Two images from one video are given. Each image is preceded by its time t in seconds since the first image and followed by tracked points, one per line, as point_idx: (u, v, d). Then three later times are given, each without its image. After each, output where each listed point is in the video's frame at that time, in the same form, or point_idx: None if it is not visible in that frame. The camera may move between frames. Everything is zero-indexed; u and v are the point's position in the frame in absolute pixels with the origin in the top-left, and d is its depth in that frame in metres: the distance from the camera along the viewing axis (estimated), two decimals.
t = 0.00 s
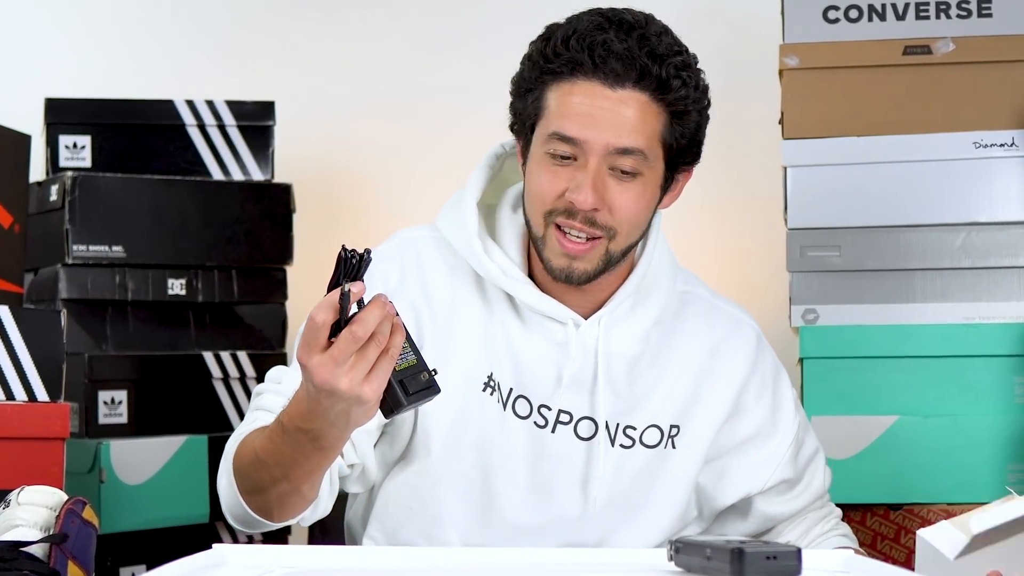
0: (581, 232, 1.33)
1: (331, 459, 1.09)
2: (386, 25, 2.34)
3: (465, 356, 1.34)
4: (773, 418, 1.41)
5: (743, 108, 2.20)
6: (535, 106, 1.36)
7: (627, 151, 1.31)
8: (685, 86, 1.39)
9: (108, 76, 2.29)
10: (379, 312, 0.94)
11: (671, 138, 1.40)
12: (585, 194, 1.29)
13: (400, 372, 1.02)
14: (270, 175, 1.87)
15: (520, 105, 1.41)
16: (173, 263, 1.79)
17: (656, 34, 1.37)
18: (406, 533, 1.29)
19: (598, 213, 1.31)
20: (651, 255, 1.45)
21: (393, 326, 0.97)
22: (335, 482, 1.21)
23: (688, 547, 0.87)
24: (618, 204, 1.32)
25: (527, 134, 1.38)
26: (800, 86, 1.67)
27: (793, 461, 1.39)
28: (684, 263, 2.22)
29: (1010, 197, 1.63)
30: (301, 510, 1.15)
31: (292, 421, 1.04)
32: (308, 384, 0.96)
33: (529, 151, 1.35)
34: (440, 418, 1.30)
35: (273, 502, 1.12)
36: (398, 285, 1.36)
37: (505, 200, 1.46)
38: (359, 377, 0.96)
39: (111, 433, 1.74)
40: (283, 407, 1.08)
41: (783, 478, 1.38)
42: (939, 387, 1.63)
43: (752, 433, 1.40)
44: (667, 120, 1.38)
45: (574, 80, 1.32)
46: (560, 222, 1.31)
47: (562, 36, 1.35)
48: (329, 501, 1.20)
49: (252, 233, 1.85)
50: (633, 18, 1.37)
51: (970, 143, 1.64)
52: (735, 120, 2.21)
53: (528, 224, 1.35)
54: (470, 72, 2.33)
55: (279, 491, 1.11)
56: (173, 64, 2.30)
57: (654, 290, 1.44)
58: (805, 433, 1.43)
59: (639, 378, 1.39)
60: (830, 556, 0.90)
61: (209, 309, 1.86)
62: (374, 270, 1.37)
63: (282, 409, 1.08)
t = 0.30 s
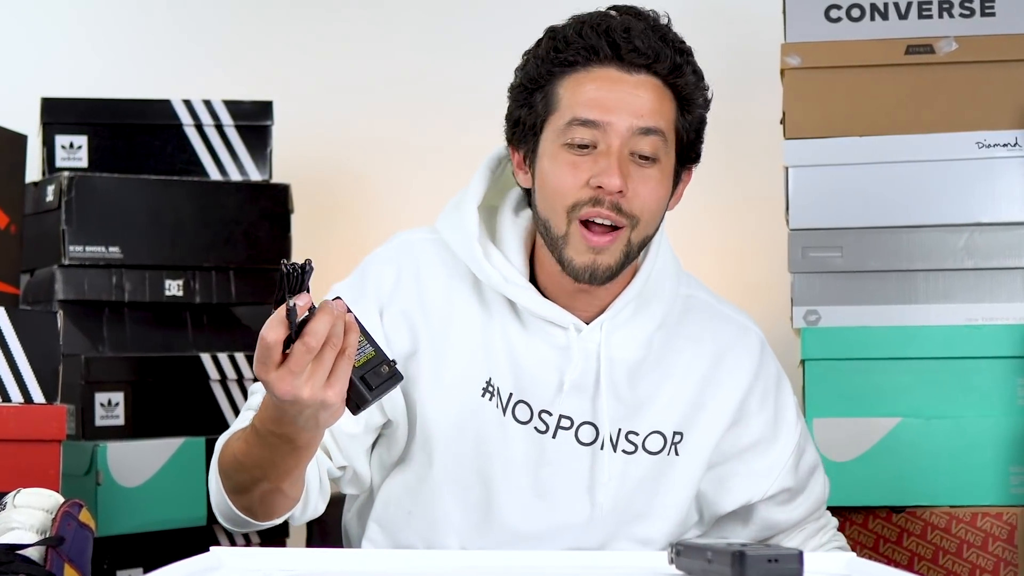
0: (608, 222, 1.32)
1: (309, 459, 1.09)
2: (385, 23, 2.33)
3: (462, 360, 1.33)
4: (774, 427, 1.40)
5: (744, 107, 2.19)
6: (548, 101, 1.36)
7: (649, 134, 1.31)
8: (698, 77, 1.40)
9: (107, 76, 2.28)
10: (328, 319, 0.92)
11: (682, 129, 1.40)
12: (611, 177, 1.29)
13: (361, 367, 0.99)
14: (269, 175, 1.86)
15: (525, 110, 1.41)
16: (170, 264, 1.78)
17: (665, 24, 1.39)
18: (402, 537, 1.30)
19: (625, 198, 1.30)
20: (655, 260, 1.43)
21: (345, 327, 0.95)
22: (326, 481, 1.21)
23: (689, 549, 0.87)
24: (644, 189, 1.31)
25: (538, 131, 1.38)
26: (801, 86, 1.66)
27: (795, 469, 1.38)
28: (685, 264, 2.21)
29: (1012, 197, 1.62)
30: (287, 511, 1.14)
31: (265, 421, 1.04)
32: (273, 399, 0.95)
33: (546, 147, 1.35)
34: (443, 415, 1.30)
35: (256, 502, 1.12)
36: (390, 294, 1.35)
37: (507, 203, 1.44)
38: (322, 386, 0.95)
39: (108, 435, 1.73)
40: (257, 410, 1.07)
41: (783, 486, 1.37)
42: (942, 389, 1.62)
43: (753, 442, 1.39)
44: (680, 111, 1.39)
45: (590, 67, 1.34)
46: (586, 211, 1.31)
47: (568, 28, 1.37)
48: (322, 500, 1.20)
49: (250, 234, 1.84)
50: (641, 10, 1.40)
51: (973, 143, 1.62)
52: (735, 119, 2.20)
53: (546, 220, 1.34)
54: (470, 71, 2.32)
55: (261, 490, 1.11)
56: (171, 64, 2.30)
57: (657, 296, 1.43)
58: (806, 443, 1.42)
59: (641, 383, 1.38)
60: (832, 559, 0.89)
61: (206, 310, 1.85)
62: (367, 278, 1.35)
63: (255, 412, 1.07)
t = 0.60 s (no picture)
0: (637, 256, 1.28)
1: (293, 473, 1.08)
2: (383, 23, 2.32)
3: (449, 365, 1.32)
4: (766, 422, 1.39)
5: (744, 107, 2.19)
6: (582, 124, 1.28)
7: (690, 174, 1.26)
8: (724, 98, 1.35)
9: (104, 75, 2.27)
10: (301, 344, 0.90)
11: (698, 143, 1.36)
12: (654, 223, 1.24)
13: (340, 386, 1.01)
14: (266, 176, 1.84)
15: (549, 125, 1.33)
16: (168, 265, 1.77)
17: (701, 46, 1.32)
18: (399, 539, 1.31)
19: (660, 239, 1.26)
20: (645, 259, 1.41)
21: (320, 349, 0.93)
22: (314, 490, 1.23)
23: (689, 552, 0.86)
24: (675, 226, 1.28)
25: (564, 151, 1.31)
26: (802, 86, 1.64)
27: (789, 464, 1.38)
28: (686, 265, 2.20)
29: (1014, 197, 1.61)
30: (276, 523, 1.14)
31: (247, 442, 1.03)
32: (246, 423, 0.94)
33: (577, 174, 1.29)
34: (438, 419, 1.29)
35: (241, 515, 1.12)
36: (373, 304, 1.34)
37: (493, 203, 1.44)
38: (298, 409, 0.94)
39: (105, 438, 1.72)
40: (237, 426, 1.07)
41: (774, 483, 1.36)
42: (945, 392, 1.60)
43: (746, 438, 1.38)
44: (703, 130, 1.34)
45: (638, 102, 1.25)
46: (618, 247, 1.27)
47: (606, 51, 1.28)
48: (313, 509, 1.22)
49: (247, 235, 1.82)
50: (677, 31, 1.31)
51: (975, 143, 1.61)
52: (735, 119, 2.19)
53: (570, 246, 1.30)
54: (470, 71, 2.31)
55: (247, 505, 1.11)
56: (168, 63, 2.29)
57: (649, 293, 1.40)
58: (799, 440, 1.41)
59: (633, 383, 1.36)
60: (833, 563, 0.88)
61: (204, 311, 1.83)
62: (349, 287, 1.35)
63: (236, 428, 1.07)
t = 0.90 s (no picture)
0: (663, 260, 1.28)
1: (274, 483, 1.14)
2: (382, 22, 2.30)
3: (445, 372, 1.31)
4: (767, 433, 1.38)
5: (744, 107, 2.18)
6: (610, 129, 1.28)
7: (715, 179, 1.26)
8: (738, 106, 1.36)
9: (101, 75, 2.26)
10: (258, 379, 0.95)
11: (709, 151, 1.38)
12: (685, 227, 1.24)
13: (306, 412, 1.05)
14: (264, 176, 1.83)
15: (574, 127, 1.32)
16: (164, 266, 1.76)
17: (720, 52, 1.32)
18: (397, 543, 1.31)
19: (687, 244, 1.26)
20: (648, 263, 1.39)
21: (282, 378, 0.98)
22: (305, 493, 1.26)
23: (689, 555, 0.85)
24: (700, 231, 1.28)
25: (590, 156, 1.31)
26: (804, 86, 1.63)
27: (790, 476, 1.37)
28: (687, 266, 2.19)
29: (1017, 198, 1.60)
30: (262, 528, 1.20)
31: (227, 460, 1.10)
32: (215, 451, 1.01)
33: (604, 177, 1.29)
34: (438, 424, 1.29)
35: (228, 522, 1.18)
36: (364, 313, 1.34)
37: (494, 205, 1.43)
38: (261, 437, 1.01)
39: (102, 439, 1.71)
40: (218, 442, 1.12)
41: (774, 495, 1.34)
42: (947, 394, 1.59)
43: (747, 448, 1.37)
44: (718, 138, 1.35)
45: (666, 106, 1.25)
46: (646, 250, 1.26)
47: (637, 55, 1.27)
48: (305, 511, 1.26)
49: (245, 235, 1.81)
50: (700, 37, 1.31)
51: (978, 143, 1.60)
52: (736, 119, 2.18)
53: (596, 251, 1.29)
54: (469, 71, 2.30)
55: (232, 512, 1.17)
56: (166, 63, 2.27)
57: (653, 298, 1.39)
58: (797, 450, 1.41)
59: (636, 389, 1.35)
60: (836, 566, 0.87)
61: (200, 312, 1.81)
62: (342, 293, 1.35)
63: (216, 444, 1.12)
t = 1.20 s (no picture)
0: (636, 219, 1.31)
1: (285, 483, 1.13)
2: (380, 22, 2.29)
3: (447, 369, 1.30)
4: (765, 438, 1.35)
5: (746, 107, 2.17)
6: (574, 95, 1.37)
7: (678, 135, 1.33)
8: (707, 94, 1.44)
9: (98, 75, 2.25)
10: (282, 373, 0.93)
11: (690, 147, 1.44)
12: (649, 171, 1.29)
13: (326, 409, 1.04)
14: (262, 176, 1.82)
15: (545, 105, 1.42)
16: (161, 266, 1.74)
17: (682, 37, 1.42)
18: (394, 545, 1.29)
19: (658, 196, 1.30)
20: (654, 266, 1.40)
21: (305, 373, 0.96)
22: (313, 495, 1.25)
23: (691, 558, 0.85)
24: (671, 188, 1.32)
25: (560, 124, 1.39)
26: (806, 86, 1.62)
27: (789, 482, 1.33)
28: (689, 267, 2.18)
29: (1020, 198, 1.59)
30: (272, 528, 1.18)
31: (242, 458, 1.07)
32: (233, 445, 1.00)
33: (572, 140, 1.36)
34: (434, 424, 1.28)
35: (237, 522, 1.16)
36: (371, 309, 1.33)
37: (502, 206, 1.43)
38: (284, 433, 0.98)
39: (99, 441, 1.70)
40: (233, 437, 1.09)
41: (773, 504, 1.32)
42: (949, 395, 1.58)
43: (743, 454, 1.34)
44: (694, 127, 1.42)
45: (622, 61, 1.36)
46: (616, 205, 1.31)
47: (597, 25, 1.37)
48: (312, 513, 1.24)
49: (243, 236, 1.80)
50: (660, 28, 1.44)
51: (981, 143, 1.59)
52: (738, 120, 2.17)
53: (572, 214, 1.33)
54: (469, 70, 2.28)
55: (242, 513, 1.15)
56: (163, 63, 2.26)
57: (655, 302, 1.39)
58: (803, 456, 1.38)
59: (636, 391, 1.34)
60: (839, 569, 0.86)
61: (199, 313, 1.80)
62: (349, 294, 1.33)
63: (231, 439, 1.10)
